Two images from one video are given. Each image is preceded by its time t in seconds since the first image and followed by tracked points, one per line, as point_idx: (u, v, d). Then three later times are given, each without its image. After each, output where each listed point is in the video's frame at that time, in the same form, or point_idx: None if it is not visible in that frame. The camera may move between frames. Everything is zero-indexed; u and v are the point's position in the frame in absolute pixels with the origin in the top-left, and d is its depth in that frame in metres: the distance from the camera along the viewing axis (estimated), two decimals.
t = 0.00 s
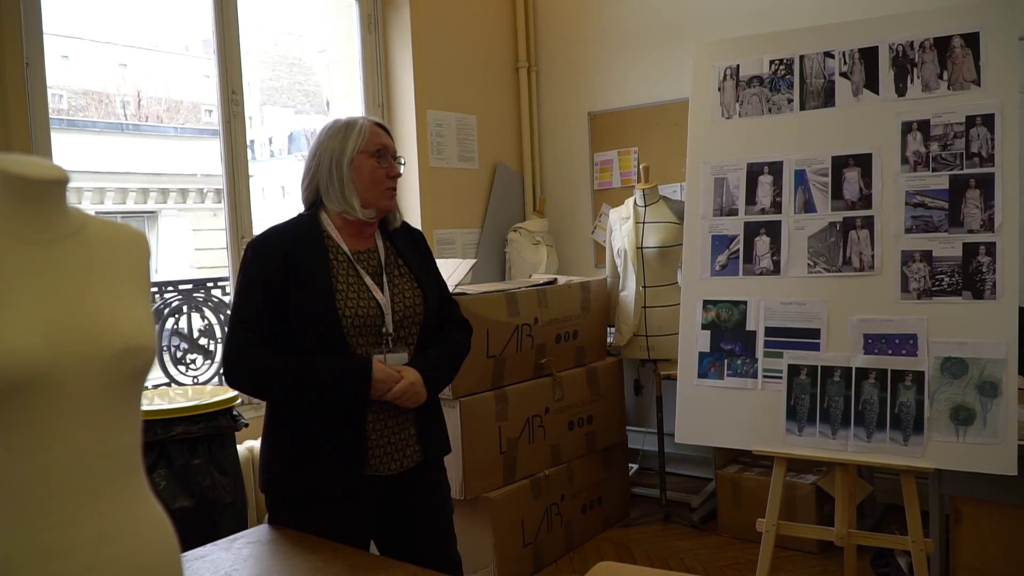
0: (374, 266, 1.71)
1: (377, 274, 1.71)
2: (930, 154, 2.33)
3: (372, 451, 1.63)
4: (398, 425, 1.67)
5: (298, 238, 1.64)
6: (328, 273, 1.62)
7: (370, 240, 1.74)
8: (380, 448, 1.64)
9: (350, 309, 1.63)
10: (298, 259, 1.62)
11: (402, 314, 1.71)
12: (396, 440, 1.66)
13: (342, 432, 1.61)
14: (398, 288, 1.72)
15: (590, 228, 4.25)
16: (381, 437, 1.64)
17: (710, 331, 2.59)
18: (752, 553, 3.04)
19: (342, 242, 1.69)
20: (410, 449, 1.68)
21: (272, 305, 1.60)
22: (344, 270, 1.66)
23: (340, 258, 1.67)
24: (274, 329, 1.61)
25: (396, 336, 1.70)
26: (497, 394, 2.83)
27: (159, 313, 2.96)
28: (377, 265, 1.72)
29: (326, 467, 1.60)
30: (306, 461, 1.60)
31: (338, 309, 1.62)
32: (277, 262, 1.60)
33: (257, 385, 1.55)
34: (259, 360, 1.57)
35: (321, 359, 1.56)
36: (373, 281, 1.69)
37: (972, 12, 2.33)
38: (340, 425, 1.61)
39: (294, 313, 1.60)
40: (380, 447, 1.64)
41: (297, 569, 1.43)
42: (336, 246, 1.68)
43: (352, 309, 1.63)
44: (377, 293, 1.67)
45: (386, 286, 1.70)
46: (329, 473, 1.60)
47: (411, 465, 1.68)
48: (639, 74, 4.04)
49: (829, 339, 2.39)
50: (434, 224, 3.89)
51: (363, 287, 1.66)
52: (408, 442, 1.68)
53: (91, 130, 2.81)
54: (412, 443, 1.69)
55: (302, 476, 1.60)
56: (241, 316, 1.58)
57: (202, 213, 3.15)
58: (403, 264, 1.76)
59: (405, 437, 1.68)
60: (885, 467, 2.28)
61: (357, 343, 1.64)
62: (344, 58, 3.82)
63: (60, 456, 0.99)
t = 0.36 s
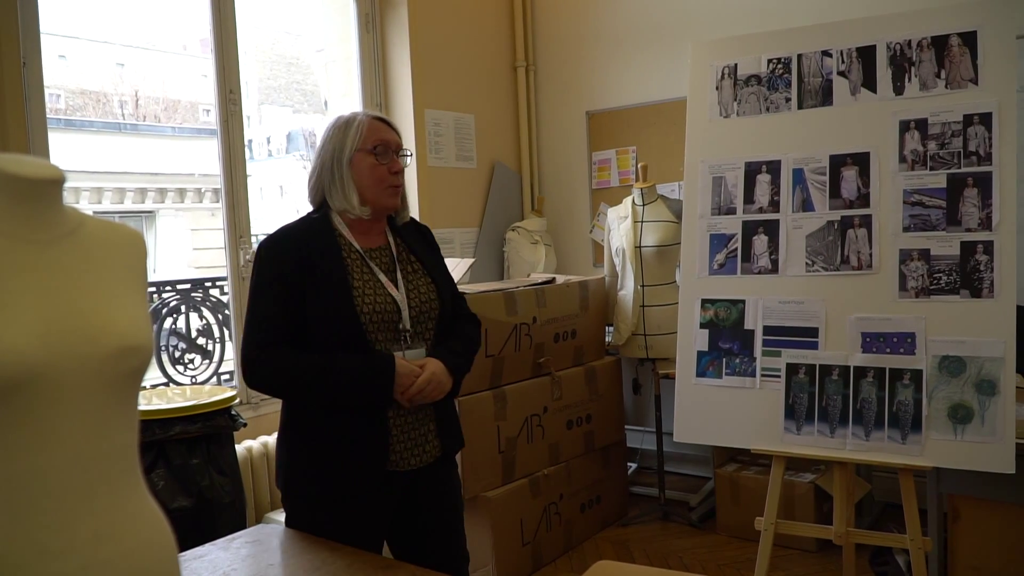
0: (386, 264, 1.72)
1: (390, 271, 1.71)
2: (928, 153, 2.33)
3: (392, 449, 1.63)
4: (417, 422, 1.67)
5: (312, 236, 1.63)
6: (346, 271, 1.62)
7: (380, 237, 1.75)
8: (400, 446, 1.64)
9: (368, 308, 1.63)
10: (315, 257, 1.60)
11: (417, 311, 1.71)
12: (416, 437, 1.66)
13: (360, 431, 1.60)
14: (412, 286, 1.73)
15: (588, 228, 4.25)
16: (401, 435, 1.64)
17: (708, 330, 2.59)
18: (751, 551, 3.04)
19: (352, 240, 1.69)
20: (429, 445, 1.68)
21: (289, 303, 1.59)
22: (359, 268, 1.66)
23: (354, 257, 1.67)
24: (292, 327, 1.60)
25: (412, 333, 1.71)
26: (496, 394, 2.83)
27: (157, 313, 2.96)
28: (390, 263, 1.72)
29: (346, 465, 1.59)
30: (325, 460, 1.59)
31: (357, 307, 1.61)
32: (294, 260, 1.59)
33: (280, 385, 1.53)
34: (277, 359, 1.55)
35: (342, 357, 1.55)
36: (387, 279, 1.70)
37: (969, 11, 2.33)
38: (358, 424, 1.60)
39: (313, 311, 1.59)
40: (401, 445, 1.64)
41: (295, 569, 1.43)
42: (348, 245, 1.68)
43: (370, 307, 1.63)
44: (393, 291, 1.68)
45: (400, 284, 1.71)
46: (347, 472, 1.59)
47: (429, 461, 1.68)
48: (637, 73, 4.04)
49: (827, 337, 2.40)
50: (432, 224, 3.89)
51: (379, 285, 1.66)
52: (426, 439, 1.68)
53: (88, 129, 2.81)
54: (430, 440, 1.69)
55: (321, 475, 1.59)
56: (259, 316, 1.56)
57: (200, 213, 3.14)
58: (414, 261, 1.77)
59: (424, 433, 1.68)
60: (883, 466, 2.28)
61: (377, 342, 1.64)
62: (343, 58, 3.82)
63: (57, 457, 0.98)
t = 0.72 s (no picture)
0: (395, 261, 1.71)
1: (398, 268, 1.71)
2: (926, 154, 2.34)
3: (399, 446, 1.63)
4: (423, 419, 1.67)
5: (322, 231, 1.64)
6: (353, 268, 1.62)
7: (388, 233, 1.75)
8: (406, 443, 1.64)
9: (374, 304, 1.63)
10: (327, 251, 1.62)
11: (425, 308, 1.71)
12: (422, 434, 1.66)
13: (368, 429, 1.60)
14: (420, 284, 1.72)
15: (586, 229, 4.25)
16: (406, 432, 1.64)
17: (706, 330, 2.59)
18: (748, 552, 3.04)
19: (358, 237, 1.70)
20: (436, 443, 1.68)
21: (301, 297, 1.60)
22: (365, 264, 1.66)
23: (361, 253, 1.67)
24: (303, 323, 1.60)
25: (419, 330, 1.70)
26: (494, 394, 2.83)
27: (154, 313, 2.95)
28: (398, 260, 1.72)
29: (352, 461, 1.59)
30: (331, 456, 1.59)
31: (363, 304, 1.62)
32: (303, 258, 1.60)
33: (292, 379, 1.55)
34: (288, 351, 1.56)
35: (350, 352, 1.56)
36: (394, 275, 1.70)
37: (967, 13, 2.34)
38: (367, 419, 1.60)
39: (322, 309, 1.60)
40: (406, 441, 1.64)
41: (294, 570, 1.42)
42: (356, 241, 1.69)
43: (374, 302, 1.63)
44: (399, 288, 1.68)
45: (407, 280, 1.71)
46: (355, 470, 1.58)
47: (436, 459, 1.68)
48: (635, 75, 4.05)
49: (825, 338, 2.40)
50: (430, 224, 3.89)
51: (385, 282, 1.67)
52: (433, 435, 1.68)
53: (87, 128, 2.81)
54: (438, 437, 1.69)
55: (327, 471, 1.59)
56: (271, 311, 1.58)
57: (198, 213, 3.14)
58: (423, 259, 1.76)
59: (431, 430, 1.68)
60: (880, 466, 2.29)
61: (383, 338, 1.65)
62: (342, 57, 3.82)
63: (55, 456, 0.98)
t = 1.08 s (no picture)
0: (397, 260, 1.71)
1: (400, 269, 1.71)
2: (924, 155, 2.34)
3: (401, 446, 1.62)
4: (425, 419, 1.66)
5: (325, 230, 1.64)
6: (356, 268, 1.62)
7: (392, 232, 1.74)
8: (409, 443, 1.63)
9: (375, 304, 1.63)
10: (330, 249, 1.62)
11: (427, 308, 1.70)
12: (424, 434, 1.65)
13: (370, 429, 1.59)
14: (422, 284, 1.72)
15: (585, 229, 4.25)
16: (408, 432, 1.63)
17: (705, 331, 2.59)
18: (747, 553, 3.04)
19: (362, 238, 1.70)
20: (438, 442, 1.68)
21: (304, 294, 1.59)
22: (368, 264, 1.66)
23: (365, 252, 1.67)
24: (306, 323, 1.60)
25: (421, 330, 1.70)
26: (493, 395, 2.83)
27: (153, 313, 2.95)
28: (400, 260, 1.72)
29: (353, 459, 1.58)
30: (333, 453, 1.58)
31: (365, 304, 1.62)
32: (305, 258, 1.60)
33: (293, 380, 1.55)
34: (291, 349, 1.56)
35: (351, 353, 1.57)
36: (396, 276, 1.70)
37: (966, 13, 2.33)
38: (369, 418, 1.60)
39: (324, 309, 1.60)
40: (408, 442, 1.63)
41: (293, 571, 1.42)
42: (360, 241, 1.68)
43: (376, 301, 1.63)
44: (399, 288, 1.68)
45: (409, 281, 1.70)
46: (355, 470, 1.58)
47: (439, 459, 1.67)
48: (634, 75, 4.04)
49: (823, 338, 2.40)
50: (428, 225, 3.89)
51: (387, 282, 1.67)
52: (436, 436, 1.67)
53: (85, 130, 2.81)
54: (440, 437, 1.68)
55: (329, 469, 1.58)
56: (275, 312, 1.59)
57: (196, 213, 3.14)
58: (426, 260, 1.76)
59: (433, 430, 1.67)
60: (879, 467, 2.29)
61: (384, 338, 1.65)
62: (339, 58, 3.82)
63: (53, 458, 0.98)
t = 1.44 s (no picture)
0: (391, 263, 1.71)
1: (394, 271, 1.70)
2: (923, 155, 2.34)
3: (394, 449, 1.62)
4: (419, 422, 1.66)
5: (317, 233, 1.64)
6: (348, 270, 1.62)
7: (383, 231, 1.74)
8: (402, 446, 1.63)
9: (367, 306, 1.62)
10: (321, 252, 1.62)
11: (421, 311, 1.69)
12: (418, 437, 1.65)
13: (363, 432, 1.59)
14: (416, 287, 1.71)
15: (584, 229, 4.25)
16: (401, 435, 1.63)
17: (703, 331, 2.59)
18: (746, 553, 3.04)
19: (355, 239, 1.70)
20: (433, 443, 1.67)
21: (296, 297, 1.60)
22: (361, 266, 1.66)
23: (357, 254, 1.67)
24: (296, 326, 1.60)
25: (416, 333, 1.68)
26: (492, 395, 2.83)
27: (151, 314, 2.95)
28: (395, 262, 1.72)
29: (347, 460, 1.59)
30: (326, 455, 1.59)
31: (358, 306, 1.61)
32: (297, 260, 1.60)
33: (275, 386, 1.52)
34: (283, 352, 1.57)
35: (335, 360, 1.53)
36: (390, 278, 1.69)
37: (965, 13, 2.33)
38: (360, 420, 1.59)
39: (315, 312, 1.60)
40: (402, 445, 1.63)
41: (292, 571, 1.42)
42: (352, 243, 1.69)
43: (370, 303, 1.62)
44: (392, 289, 1.67)
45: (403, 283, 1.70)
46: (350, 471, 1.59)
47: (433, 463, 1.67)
48: (633, 75, 4.05)
49: (822, 339, 2.40)
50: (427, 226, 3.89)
51: (380, 283, 1.66)
52: (430, 439, 1.67)
53: (84, 130, 2.81)
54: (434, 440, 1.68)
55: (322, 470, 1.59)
56: (264, 314, 1.58)
57: (195, 214, 3.14)
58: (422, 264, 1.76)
59: (427, 433, 1.67)
60: (877, 467, 2.29)
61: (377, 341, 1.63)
62: (338, 58, 3.82)
63: (52, 458, 0.98)
